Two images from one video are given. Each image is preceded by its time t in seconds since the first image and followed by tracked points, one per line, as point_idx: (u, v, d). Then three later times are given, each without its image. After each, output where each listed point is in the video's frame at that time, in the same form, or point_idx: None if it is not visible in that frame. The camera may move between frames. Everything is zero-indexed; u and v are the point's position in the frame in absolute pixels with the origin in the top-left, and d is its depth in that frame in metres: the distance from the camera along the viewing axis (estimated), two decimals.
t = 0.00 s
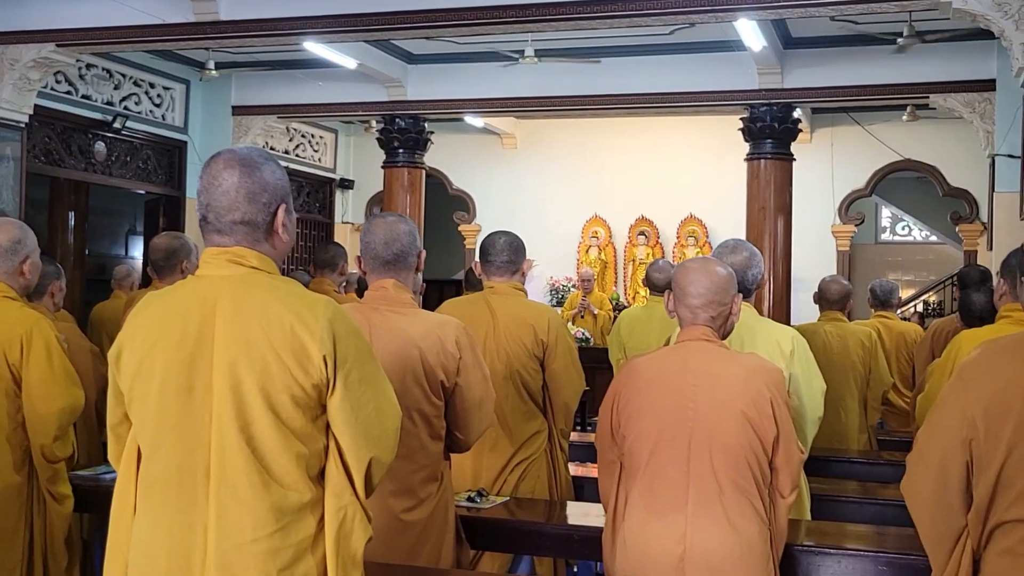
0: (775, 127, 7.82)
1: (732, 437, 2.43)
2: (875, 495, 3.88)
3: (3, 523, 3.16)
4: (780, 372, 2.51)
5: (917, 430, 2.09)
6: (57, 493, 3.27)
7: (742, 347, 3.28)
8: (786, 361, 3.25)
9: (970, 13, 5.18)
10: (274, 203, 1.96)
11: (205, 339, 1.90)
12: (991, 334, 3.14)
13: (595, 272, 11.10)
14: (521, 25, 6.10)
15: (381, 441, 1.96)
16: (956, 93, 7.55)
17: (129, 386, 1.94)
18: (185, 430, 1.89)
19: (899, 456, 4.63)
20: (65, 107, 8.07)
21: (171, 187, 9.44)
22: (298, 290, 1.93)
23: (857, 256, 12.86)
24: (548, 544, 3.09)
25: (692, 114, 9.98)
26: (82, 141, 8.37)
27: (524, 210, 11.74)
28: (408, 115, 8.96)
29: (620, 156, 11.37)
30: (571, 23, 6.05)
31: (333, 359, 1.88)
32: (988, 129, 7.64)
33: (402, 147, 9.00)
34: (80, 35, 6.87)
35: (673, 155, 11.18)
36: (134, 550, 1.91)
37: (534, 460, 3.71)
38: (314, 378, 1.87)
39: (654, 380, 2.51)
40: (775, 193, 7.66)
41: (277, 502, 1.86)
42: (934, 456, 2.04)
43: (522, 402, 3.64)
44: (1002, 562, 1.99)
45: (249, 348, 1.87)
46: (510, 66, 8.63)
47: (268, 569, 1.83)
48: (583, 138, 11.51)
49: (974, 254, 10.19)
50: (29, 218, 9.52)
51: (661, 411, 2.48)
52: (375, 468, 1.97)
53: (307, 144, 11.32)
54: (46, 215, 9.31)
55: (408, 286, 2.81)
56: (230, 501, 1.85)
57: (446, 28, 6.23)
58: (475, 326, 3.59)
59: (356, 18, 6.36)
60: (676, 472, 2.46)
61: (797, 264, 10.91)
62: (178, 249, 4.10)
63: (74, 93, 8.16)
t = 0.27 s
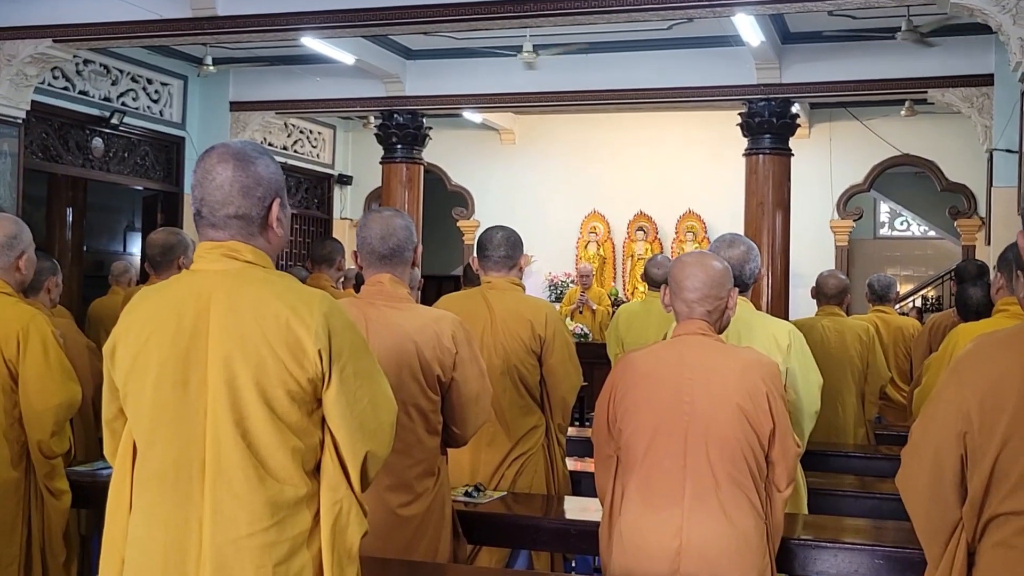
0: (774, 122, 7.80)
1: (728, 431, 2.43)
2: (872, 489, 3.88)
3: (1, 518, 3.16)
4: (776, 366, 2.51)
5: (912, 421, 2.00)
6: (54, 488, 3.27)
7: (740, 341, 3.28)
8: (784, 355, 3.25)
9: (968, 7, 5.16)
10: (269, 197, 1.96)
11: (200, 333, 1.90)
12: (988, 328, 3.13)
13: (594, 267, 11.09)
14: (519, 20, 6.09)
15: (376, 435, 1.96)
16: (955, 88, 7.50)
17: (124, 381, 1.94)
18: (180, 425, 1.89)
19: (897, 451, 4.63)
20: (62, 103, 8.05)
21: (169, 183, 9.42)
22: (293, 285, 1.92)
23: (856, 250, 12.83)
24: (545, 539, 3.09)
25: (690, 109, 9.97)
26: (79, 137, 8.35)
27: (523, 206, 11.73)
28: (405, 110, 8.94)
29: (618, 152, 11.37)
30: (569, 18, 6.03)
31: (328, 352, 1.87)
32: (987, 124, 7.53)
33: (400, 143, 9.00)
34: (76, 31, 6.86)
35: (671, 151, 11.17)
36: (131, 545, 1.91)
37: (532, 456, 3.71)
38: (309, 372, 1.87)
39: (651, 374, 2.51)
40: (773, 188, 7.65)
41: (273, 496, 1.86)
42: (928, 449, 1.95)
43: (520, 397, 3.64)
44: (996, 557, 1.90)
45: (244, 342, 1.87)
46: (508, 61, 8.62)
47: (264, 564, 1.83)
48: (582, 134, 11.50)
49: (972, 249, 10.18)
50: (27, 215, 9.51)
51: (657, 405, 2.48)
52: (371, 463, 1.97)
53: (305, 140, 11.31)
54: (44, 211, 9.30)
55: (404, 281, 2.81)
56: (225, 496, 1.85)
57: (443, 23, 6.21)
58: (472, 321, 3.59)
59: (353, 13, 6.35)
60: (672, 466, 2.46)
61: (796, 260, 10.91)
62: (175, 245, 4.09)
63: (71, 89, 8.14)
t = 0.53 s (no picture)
0: (773, 116, 7.79)
1: (725, 424, 2.42)
2: (871, 482, 3.89)
3: None
4: (774, 358, 2.50)
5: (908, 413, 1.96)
6: (52, 482, 3.27)
7: (737, 336, 3.27)
8: (781, 349, 3.26)
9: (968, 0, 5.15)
10: (264, 190, 1.96)
11: (197, 326, 1.89)
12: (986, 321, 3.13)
13: (593, 262, 11.09)
14: (518, 14, 6.07)
15: (373, 427, 1.96)
16: (955, 82, 7.49)
17: (120, 374, 1.94)
18: (177, 417, 1.88)
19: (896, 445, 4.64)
20: (61, 98, 8.04)
21: (168, 178, 9.41)
22: (289, 278, 1.92)
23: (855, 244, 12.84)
24: (543, 532, 3.09)
25: (690, 103, 9.96)
26: (79, 133, 8.34)
27: (522, 201, 11.72)
28: (405, 105, 8.93)
29: (618, 146, 11.36)
30: (568, 13, 6.02)
31: (324, 345, 1.87)
32: (987, 118, 7.62)
33: (400, 137, 8.99)
34: (75, 26, 6.84)
35: (671, 145, 11.16)
36: (128, 539, 1.91)
37: (530, 449, 3.70)
38: (306, 365, 1.87)
39: (648, 368, 2.51)
40: (773, 182, 7.64)
41: (269, 489, 1.86)
42: (924, 442, 1.91)
43: (518, 391, 3.64)
44: (992, 549, 1.85)
45: (241, 335, 1.87)
46: (507, 56, 8.60)
47: (260, 557, 1.83)
48: (581, 128, 11.49)
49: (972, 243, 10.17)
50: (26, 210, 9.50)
51: (654, 399, 2.48)
52: (367, 455, 1.97)
53: (304, 135, 11.30)
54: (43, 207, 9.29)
55: (402, 275, 2.81)
56: (222, 489, 1.85)
57: (442, 17, 6.20)
58: (471, 315, 3.59)
59: (352, 8, 6.34)
60: (670, 459, 2.46)
61: (796, 255, 10.90)
62: (173, 239, 4.09)
63: (70, 84, 8.13)
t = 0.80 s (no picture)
0: (771, 111, 7.78)
1: (721, 418, 2.42)
2: (868, 477, 3.89)
3: None
4: (770, 353, 2.50)
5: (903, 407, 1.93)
6: (50, 478, 3.27)
7: (734, 330, 3.27)
8: (777, 343, 3.26)
9: None
10: (258, 184, 1.95)
11: (191, 321, 1.89)
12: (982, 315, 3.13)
13: (591, 258, 11.08)
14: (516, 9, 6.06)
15: (368, 422, 1.96)
16: (953, 77, 7.48)
17: (114, 370, 1.94)
18: (171, 412, 1.88)
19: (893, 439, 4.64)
20: (58, 95, 8.03)
21: (166, 174, 9.40)
22: (283, 272, 1.92)
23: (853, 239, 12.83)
24: (540, 527, 3.09)
25: (688, 98, 9.95)
26: (76, 129, 8.33)
27: (521, 197, 11.71)
28: (403, 101, 8.92)
29: (616, 142, 11.35)
30: (565, 8, 6.01)
31: (318, 340, 1.87)
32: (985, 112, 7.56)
33: (398, 134, 8.96)
34: (71, 22, 6.83)
35: (669, 140, 11.16)
36: (123, 534, 1.91)
37: (527, 445, 3.70)
38: (300, 360, 1.87)
39: (643, 362, 2.51)
40: (771, 178, 7.63)
41: (264, 484, 1.85)
42: (918, 436, 1.88)
43: (515, 386, 3.64)
44: (986, 542, 1.83)
45: (235, 330, 1.87)
46: (505, 51, 8.59)
47: (255, 551, 1.83)
48: (579, 123, 11.49)
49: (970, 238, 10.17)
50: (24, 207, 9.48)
51: (650, 393, 2.48)
52: (362, 450, 1.97)
53: (302, 131, 11.29)
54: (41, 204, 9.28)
55: (397, 270, 2.81)
56: (217, 484, 1.85)
57: (439, 13, 6.19)
58: (467, 311, 3.59)
59: (349, 3, 6.32)
60: (665, 453, 2.46)
61: (794, 250, 10.90)
62: (170, 235, 4.08)
63: (67, 80, 8.12)
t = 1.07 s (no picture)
0: (766, 107, 7.77)
1: (713, 413, 2.42)
2: (861, 471, 3.90)
3: None
4: (761, 347, 2.50)
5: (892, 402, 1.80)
6: (44, 473, 3.27)
7: (726, 325, 3.27)
8: (770, 338, 3.26)
9: None
10: (248, 178, 1.95)
11: (181, 316, 1.89)
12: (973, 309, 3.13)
13: (587, 254, 11.09)
14: (510, 4, 6.04)
15: (359, 417, 1.95)
16: (948, 72, 7.48)
17: (105, 365, 1.93)
18: (161, 407, 1.88)
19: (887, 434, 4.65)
20: (53, 91, 8.00)
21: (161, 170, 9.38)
22: (273, 267, 1.91)
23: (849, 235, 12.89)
24: (533, 522, 3.09)
25: (684, 94, 9.95)
26: (71, 125, 8.30)
27: (517, 193, 11.71)
28: (398, 96, 8.90)
29: (612, 138, 11.35)
30: (560, 3, 6.00)
31: (308, 335, 1.87)
32: (980, 107, 7.54)
33: (393, 129, 8.95)
34: (66, 18, 6.81)
35: (664, 136, 11.16)
36: (114, 529, 1.91)
37: (521, 440, 3.70)
38: (290, 355, 1.87)
39: (635, 356, 2.50)
40: (766, 173, 7.63)
41: (254, 479, 1.85)
42: (907, 430, 1.75)
43: (508, 381, 3.64)
44: (975, 538, 1.70)
45: (225, 324, 1.86)
46: (500, 47, 8.57)
47: (245, 546, 1.83)
48: (575, 118, 11.48)
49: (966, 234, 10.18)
50: (19, 203, 9.46)
51: (642, 388, 2.48)
52: (353, 445, 1.96)
53: (298, 127, 11.27)
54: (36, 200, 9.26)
55: (390, 265, 2.81)
56: (207, 479, 1.85)
57: (434, 8, 6.17)
58: (461, 306, 3.59)
59: None
60: (657, 448, 2.46)
61: (789, 246, 10.91)
62: (163, 231, 4.06)
63: (62, 76, 8.09)
